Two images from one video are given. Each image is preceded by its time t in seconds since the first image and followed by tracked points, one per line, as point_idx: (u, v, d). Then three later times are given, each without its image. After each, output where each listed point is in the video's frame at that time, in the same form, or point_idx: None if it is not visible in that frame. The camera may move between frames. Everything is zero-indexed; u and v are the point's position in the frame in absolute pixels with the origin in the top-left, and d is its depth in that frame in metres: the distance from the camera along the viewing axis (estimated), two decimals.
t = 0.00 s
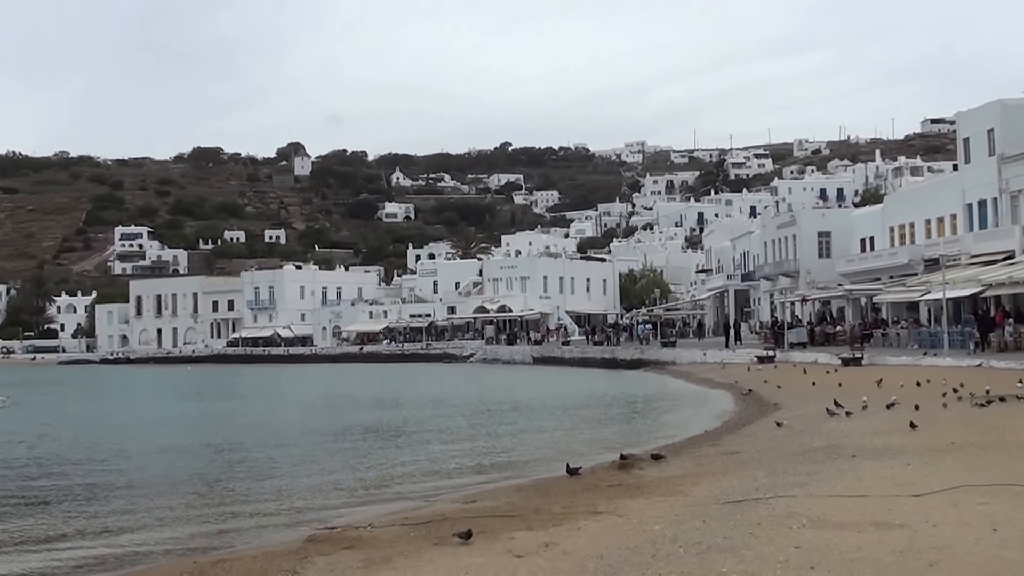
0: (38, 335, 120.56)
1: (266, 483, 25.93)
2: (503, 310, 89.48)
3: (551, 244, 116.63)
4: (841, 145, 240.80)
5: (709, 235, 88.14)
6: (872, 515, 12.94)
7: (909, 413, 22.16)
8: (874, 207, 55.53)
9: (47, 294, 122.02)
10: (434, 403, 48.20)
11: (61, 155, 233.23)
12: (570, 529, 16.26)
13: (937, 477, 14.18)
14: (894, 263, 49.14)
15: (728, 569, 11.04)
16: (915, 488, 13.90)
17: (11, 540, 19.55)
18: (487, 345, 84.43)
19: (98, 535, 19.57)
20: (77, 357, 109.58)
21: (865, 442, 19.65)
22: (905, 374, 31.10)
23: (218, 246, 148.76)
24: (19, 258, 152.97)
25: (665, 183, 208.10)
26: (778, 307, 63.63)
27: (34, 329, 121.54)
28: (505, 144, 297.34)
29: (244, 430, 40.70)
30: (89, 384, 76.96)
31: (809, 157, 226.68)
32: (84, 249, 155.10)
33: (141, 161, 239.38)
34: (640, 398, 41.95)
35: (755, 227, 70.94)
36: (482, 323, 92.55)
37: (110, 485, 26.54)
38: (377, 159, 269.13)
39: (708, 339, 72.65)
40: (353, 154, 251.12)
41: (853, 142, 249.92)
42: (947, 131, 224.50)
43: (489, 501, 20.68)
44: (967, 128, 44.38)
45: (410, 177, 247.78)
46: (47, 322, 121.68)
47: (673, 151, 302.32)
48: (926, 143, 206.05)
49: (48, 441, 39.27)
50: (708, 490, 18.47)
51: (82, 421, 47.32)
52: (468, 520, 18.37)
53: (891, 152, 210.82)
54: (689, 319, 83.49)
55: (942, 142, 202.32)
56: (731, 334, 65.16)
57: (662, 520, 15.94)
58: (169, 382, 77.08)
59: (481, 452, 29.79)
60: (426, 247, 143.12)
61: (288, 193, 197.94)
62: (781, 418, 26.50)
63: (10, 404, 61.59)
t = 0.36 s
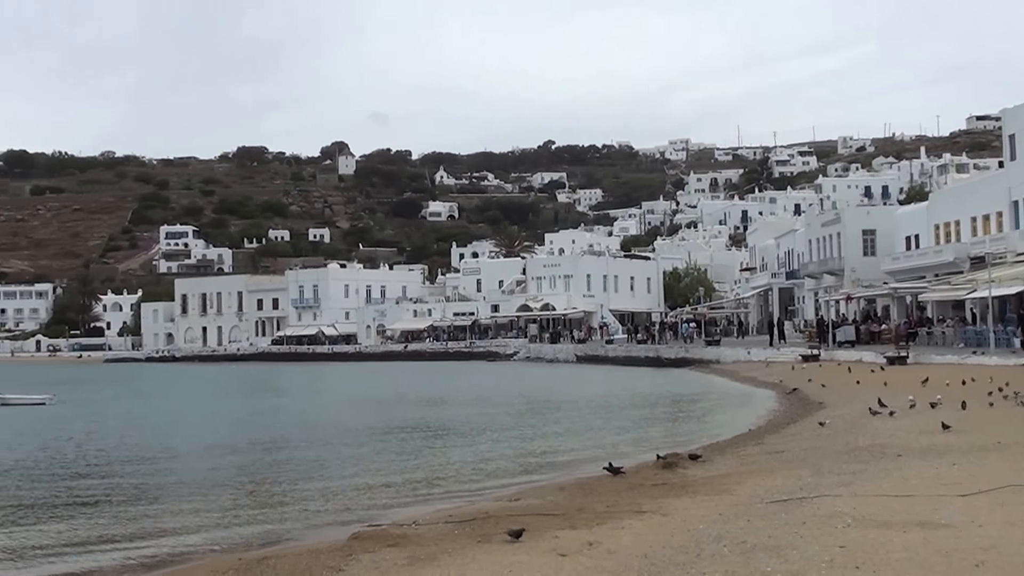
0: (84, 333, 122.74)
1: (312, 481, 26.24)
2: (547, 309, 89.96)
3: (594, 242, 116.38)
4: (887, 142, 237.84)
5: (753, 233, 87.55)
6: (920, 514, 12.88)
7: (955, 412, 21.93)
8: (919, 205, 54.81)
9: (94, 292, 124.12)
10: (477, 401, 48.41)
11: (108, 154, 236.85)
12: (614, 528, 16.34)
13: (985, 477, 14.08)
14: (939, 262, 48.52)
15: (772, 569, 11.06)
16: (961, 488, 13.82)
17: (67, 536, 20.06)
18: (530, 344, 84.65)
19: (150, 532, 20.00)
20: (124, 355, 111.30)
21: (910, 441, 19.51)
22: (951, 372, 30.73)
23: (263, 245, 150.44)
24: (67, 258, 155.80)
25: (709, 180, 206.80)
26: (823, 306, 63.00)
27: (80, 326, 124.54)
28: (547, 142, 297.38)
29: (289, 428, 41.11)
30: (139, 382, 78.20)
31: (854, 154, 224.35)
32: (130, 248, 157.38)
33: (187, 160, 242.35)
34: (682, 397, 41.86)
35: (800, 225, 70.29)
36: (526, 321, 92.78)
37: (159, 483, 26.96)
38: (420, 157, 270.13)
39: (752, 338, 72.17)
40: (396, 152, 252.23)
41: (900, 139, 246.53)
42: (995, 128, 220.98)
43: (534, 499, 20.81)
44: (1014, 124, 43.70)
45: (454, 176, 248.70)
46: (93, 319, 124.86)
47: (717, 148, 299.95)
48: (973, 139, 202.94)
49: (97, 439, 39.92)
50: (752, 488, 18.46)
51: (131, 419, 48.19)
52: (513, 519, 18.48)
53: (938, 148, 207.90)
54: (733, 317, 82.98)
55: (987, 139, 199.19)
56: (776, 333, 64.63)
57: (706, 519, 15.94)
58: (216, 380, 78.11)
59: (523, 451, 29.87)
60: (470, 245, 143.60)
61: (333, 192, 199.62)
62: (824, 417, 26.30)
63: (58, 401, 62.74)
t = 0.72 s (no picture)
0: (131, 331, 124.53)
1: (359, 479, 26.59)
2: (591, 308, 89.91)
3: (639, 240, 115.91)
4: (934, 139, 234.42)
5: (798, 231, 86.76)
6: (967, 515, 12.86)
7: (1003, 412, 21.66)
8: (966, 202, 53.99)
9: (140, 292, 125.37)
10: (521, 401, 48.52)
11: (154, 153, 239.96)
12: (659, 528, 16.42)
13: None
14: (986, 260, 47.80)
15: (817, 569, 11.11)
16: (1010, 489, 13.75)
17: (120, 533, 20.52)
18: (575, 342, 84.66)
19: (202, 529, 20.41)
20: (171, 354, 112.86)
21: (958, 440, 19.35)
22: (999, 372, 30.29)
23: (309, 244, 151.80)
24: (114, 257, 158.25)
25: (754, 178, 205.11)
26: (868, 305, 62.28)
27: (126, 325, 125.12)
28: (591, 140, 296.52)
29: (335, 427, 41.59)
30: (187, 380, 79.31)
31: (901, 151, 221.36)
32: (177, 247, 159.47)
33: (232, 160, 244.79)
34: (726, 396, 41.68)
35: (846, 223, 69.50)
36: (570, 320, 92.77)
37: (209, 481, 27.46)
38: (465, 156, 270.68)
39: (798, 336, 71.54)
40: (441, 151, 252.97)
41: (948, 135, 242.91)
42: None
43: (579, 498, 20.91)
44: None
45: (497, 174, 249.06)
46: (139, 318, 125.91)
47: (764, 146, 297.06)
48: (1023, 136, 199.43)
49: (146, 437, 40.64)
50: (798, 488, 18.45)
51: (179, 417, 48.91)
52: (557, 517, 18.62)
53: (987, 145, 204.55)
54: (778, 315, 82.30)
55: None
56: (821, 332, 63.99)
57: (750, 518, 15.96)
58: (263, 378, 79.07)
59: (568, 449, 29.97)
60: (513, 244, 143.84)
61: (378, 191, 200.91)
62: (870, 417, 26.09)
63: (105, 399, 63.85)
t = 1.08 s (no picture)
0: (177, 329, 126.20)
1: (404, 476, 26.94)
2: (636, 306, 89.74)
3: (684, 238, 115.28)
4: (982, 135, 230.85)
5: (844, 229, 85.90)
6: (1014, 516, 12.80)
7: None
8: (1014, 200, 53.17)
9: (185, 290, 127.06)
10: (565, 399, 48.62)
11: (200, 152, 242.72)
12: (706, 527, 16.46)
13: None
14: None
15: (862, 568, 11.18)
16: None
17: (172, 528, 21.02)
18: (620, 341, 84.55)
19: (252, 525, 20.81)
20: (217, 352, 114.27)
21: (1007, 440, 19.12)
22: None
23: (354, 243, 152.93)
24: (160, 255, 160.46)
25: (800, 176, 203.14)
26: (915, 303, 61.52)
27: (172, 323, 127.12)
28: (635, 139, 295.61)
29: (379, 424, 42.00)
30: (235, 378, 80.30)
31: (949, 148, 218.06)
32: (223, 246, 161.46)
33: (277, 160, 247.20)
34: (773, 394, 41.49)
35: (892, 220, 68.68)
36: (614, 318, 92.70)
37: (257, 478, 27.98)
38: (509, 155, 271.06)
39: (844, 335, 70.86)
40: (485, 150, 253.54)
41: (997, 131, 238.84)
42: None
43: (624, 497, 21.00)
44: None
45: (541, 173, 249.05)
46: (185, 316, 127.30)
47: (810, 144, 293.99)
48: None
49: (192, 434, 41.32)
50: (844, 487, 18.38)
51: (226, 415, 49.64)
52: (602, 517, 18.74)
53: None
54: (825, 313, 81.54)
55: None
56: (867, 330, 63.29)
57: (796, 518, 15.98)
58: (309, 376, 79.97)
59: (612, 448, 30.08)
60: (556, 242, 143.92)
61: (422, 189, 201.89)
62: (918, 416, 25.81)
63: (151, 397, 64.92)
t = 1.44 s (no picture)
0: (222, 328, 127.83)
1: (447, 474, 27.34)
2: (681, 304, 89.48)
3: (728, 236, 114.60)
4: None
5: (890, 226, 84.95)
6: None
7: None
8: None
9: (231, 289, 128.69)
10: (609, 397, 48.72)
11: (245, 151, 245.20)
12: (752, 526, 16.55)
13: None
14: None
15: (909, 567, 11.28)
16: None
17: (224, 525, 21.52)
18: (665, 339, 84.33)
19: (300, 523, 21.21)
20: (263, 350, 115.52)
21: None
22: None
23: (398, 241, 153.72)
24: (207, 254, 162.52)
25: (845, 173, 201.03)
26: (963, 301, 60.70)
27: (217, 321, 128.74)
28: (679, 136, 294.16)
29: (422, 422, 42.48)
30: (282, 376, 81.24)
31: (998, 144, 214.60)
32: (269, 244, 163.35)
33: (322, 158, 249.31)
34: (817, 393, 41.27)
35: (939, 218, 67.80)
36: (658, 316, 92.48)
37: (302, 475, 28.55)
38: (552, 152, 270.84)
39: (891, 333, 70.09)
40: (528, 147, 253.51)
41: None
42: None
43: (668, 496, 21.11)
44: None
45: (584, 170, 248.70)
46: (231, 314, 129.00)
47: (855, 140, 290.76)
48: None
49: (238, 432, 42.09)
50: (891, 486, 18.33)
51: (271, 413, 50.35)
52: (647, 515, 18.88)
53: None
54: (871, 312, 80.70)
55: None
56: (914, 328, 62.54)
57: (842, 517, 16.01)
58: (354, 374, 80.62)
59: (653, 447, 30.16)
60: (600, 240, 143.67)
61: (466, 188, 202.59)
62: (964, 415, 25.61)
63: (197, 396, 65.98)
